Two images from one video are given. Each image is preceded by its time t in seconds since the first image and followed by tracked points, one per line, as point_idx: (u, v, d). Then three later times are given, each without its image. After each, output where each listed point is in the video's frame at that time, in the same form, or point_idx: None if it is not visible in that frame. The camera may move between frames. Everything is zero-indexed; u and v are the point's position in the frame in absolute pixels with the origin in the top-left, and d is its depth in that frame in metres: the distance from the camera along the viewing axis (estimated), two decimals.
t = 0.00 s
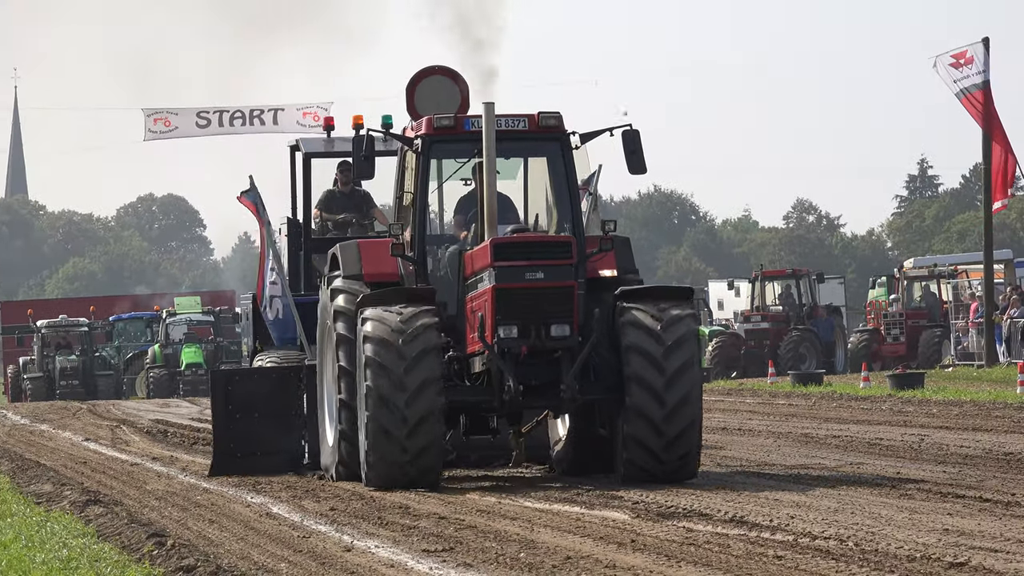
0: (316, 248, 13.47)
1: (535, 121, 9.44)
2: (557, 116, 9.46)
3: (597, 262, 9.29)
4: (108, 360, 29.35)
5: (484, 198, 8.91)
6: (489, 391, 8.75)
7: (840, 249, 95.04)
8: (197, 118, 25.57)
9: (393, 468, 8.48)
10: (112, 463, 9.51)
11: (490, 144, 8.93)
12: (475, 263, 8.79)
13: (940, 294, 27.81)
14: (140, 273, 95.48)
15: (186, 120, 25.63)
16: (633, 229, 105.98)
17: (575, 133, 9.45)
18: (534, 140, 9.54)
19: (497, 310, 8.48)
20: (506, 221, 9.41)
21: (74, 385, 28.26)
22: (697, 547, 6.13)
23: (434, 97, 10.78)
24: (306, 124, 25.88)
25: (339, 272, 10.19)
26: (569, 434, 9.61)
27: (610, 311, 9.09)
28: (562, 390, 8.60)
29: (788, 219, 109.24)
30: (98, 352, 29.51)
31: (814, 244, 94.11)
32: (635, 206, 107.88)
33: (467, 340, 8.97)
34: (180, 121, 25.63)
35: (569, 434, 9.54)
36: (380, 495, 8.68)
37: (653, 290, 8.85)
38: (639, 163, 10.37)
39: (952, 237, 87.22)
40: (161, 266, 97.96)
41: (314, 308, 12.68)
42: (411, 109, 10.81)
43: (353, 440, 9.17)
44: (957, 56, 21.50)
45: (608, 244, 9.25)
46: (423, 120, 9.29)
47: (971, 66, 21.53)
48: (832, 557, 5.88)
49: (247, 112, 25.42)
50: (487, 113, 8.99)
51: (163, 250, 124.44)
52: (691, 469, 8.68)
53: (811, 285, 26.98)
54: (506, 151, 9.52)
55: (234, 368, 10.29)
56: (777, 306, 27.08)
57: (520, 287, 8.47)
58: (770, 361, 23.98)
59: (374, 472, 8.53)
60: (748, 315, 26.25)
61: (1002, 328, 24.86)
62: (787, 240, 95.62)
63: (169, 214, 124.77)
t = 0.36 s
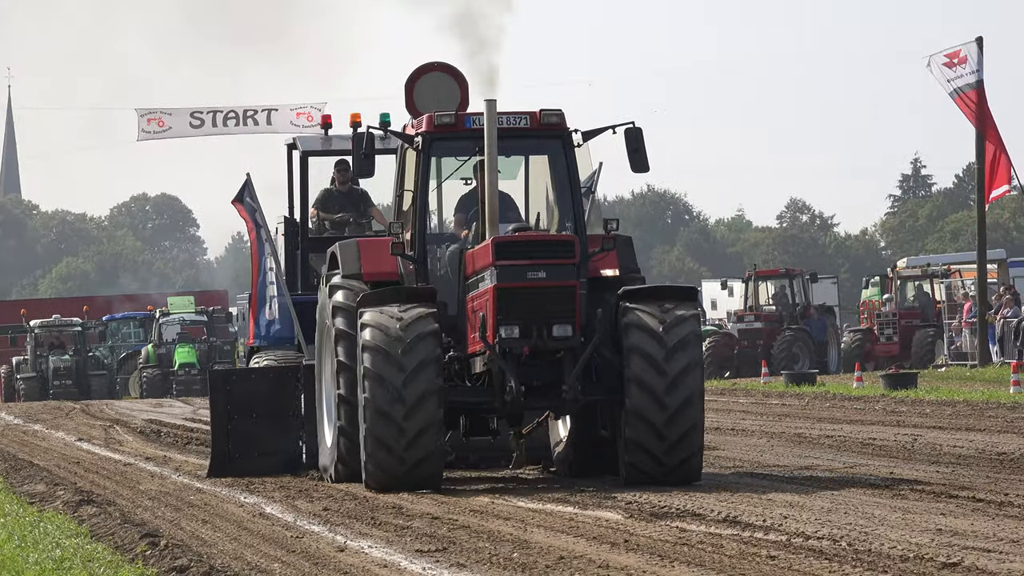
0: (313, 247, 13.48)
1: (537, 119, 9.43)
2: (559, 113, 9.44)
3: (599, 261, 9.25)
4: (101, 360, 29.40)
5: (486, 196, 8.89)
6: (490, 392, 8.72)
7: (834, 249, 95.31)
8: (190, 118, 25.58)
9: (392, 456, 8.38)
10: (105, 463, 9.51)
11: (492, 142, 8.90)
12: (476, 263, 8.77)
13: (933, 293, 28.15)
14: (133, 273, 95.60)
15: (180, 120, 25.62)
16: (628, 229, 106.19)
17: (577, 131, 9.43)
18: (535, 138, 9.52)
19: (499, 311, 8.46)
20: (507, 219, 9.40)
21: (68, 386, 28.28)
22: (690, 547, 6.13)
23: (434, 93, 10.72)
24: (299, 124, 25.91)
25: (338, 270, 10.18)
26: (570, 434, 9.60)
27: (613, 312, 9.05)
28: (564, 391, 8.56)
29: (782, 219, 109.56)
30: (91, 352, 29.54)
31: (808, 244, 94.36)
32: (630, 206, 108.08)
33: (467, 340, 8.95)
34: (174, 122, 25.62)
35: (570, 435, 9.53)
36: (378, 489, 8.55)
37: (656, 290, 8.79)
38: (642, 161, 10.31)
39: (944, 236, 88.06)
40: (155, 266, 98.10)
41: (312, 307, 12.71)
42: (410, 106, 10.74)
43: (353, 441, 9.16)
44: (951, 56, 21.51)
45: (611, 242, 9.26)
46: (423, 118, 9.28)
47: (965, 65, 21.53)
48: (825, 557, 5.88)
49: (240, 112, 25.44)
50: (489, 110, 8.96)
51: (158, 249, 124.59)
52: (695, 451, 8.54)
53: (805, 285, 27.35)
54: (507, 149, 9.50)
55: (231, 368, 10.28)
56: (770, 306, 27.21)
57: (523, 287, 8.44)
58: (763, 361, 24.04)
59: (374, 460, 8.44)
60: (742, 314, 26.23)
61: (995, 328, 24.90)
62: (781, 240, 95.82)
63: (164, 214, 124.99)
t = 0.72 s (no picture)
0: (313, 246, 13.49)
1: (540, 115, 9.41)
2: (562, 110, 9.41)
3: (602, 260, 9.26)
4: (97, 359, 29.43)
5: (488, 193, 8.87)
6: (492, 392, 8.71)
7: (829, 248, 95.47)
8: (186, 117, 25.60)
9: (392, 437, 8.32)
10: (101, 463, 9.51)
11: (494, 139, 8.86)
12: (478, 261, 8.76)
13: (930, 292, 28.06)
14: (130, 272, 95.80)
15: (176, 120, 25.64)
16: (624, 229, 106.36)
17: (580, 128, 9.41)
18: (538, 135, 9.50)
19: (500, 310, 8.45)
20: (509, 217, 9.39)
21: (64, 385, 28.34)
22: (686, 546, 6.13)
23: (435, 90, 10.74)
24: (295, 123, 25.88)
25: (339, 269, 10.17)
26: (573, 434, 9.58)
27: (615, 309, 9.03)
28: (566, 390, 8.57)
29: (778, 219, 109.77)
30: (87, 351, 29.56)
31: (803, 243, 94.54)
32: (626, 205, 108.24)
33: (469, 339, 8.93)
34: (170, 121, 25.61)
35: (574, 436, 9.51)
36: (379, 477, 8.44)
37: (659, 288, 8.76)
38: (646, 159, 10.22)
39: (939, 236, 88.50)
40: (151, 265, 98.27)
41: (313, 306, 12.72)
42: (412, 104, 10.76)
43: (353, 442, 9.14)
44: (947, 55, 21.51)
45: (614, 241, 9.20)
46: (425, 115, 9.26)
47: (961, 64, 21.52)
48: (821, 557, 5.88)
49: (236, 111, 25.47)
50: (491, 106, 8.95)
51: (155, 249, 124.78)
52: (699, 424, 8.45)
53: (801, 284, 27.42)
54: (510, 147, 9.48)
55: (230, 368, 10.26)
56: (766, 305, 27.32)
57: (525, 285, 8.42)
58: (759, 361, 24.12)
59: (374, 443, 8.36)
60: (737, 314, 26.41)
61: (990, 327, 24.94)
62: (776, 240, 95.98)
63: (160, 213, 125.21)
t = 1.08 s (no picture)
0: (305, 246, 13.50)
1: (533, 113, 9.36)
2: (556, 108, 9.35)
3: (597, 259, 9.24)
4: (86, 360, 29.48)
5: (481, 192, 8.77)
6: (486, 392, 8.69)
7: (820, 249, 95.86)
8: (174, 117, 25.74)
9: (383, 418, 8.25)
10: (90, 463, 9.52)
11: (486, 137, 8.75)
12: (470, 261, 8.72)
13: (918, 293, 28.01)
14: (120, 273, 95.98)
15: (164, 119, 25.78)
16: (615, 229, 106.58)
17: (574, 125, 9.36)
18: (531, 132, 9.44)
19: (494, 310, 8.44)
20: (504, 216, 9.36)
21: (52, 386, 28.35)
22: (674, 547, 6.13)
23: (429, 88, 10.70)
24: (283, 122, 25.88)
25: (331, 268, 10.13)
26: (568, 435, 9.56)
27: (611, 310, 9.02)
28: (559, 391, 8.54)
29: (769, 219, 110.14)
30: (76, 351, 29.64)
31: (792, 244, 94.86)
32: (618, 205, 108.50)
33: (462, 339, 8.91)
34: (159, 120, 25.76)
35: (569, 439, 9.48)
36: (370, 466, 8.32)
37: (654, 287, 8.74)
38: (641, 155, 10.10)
39: (930, 236, 88.85)
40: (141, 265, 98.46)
41: (305, 306, 12.75)
42: (407, 102, 10.75)
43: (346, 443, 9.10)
44: (936, 55, 21.54)
45: (609, 239, 9.21)
46: (417, 112, 9.22)
47: (949, 65, 21.54)
48: (809, 557, 5.88)
49: (224, 110, 25.50)
50: (484, 103, 8.86)
51: (147, 248, 124.99)
52: (696, 394, 8.39)
53: (789, 284, 27.68)
54: (504, 144, 9.43)
55: (223, 368, 10.29)
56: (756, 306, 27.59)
57: (519, 284, 8.40)
58: (747, 361, 24.24)
59: (364, 427, 8.28)
60: (725, 315, 26.54)
61: (978, 327, 25.01)
62: (766, 240, 96.22)
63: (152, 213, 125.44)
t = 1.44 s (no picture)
0: (303, 247, 13.53)
1: (533, 111, 9.30)
2: (557, 106, 9.29)
3: (597, 259, 9.21)
4: (79, 362, 29.51)
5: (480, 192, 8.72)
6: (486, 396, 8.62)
7: (814, 251, 96.19)
8: (168, 118, 25.78)
9: (385, 398, 8.17)
10: (84, 465, 9.53)
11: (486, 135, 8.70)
12: (470, 261, 8.69)
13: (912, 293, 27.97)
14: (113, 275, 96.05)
15: (157, 120, 25.82)
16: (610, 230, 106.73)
17: (574, 124, 9.30)
18: (531, 131, 9.37)
19: (494, 310, 8.41)
20: (505, 217, 9.29)
21: (46, 387, 28.40)
22: (668, 548, 6.13)
23: (428, 86, 10.62)
24: (276, 123, 25.84)
25: (329, 268, 10.08)
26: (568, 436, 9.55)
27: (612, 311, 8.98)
28: (561, 395, 8.49)
29: (763, 220, 110.41)
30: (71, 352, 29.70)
31: (786, 246, 95.13)
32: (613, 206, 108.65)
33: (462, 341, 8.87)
34: (152, 122, 25.81)
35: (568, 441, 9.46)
36: (371, 449, 8.19)
37: (655, 288, 8.70)
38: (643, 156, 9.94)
39: (924, 238, 89.09)
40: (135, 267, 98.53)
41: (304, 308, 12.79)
42: (406, 100, 10.69)
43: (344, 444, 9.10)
44: (929, 57, 21.53)
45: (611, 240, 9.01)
46: (416, 111, 9.17)
47: (942, 67, 21.55)
48: (802, 558, 5.88)
49: (217, 111, 25.56)
50: (484, 103, 8.83)
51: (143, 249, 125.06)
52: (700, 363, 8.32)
53: (783, 287, 27.97)
54: (503, 143, 9.37)
55: (220, 370, 10.27)
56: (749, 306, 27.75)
57: (518, 285, 8.40)
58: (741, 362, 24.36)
59: (366, 408, 8.19)
60: (719, 316, 26.68)
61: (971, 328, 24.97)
62: (760, 241, 96.40)
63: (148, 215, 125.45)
